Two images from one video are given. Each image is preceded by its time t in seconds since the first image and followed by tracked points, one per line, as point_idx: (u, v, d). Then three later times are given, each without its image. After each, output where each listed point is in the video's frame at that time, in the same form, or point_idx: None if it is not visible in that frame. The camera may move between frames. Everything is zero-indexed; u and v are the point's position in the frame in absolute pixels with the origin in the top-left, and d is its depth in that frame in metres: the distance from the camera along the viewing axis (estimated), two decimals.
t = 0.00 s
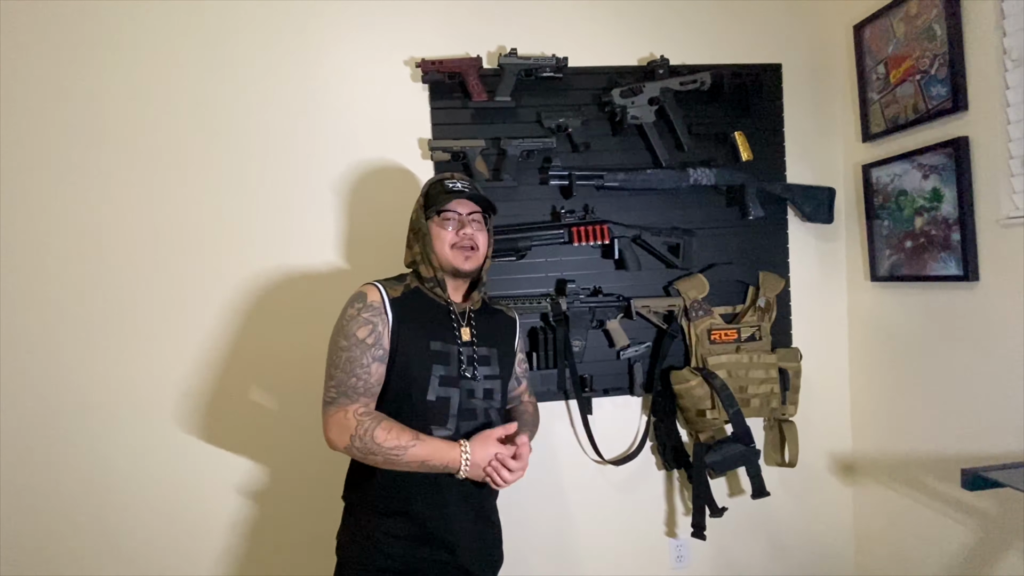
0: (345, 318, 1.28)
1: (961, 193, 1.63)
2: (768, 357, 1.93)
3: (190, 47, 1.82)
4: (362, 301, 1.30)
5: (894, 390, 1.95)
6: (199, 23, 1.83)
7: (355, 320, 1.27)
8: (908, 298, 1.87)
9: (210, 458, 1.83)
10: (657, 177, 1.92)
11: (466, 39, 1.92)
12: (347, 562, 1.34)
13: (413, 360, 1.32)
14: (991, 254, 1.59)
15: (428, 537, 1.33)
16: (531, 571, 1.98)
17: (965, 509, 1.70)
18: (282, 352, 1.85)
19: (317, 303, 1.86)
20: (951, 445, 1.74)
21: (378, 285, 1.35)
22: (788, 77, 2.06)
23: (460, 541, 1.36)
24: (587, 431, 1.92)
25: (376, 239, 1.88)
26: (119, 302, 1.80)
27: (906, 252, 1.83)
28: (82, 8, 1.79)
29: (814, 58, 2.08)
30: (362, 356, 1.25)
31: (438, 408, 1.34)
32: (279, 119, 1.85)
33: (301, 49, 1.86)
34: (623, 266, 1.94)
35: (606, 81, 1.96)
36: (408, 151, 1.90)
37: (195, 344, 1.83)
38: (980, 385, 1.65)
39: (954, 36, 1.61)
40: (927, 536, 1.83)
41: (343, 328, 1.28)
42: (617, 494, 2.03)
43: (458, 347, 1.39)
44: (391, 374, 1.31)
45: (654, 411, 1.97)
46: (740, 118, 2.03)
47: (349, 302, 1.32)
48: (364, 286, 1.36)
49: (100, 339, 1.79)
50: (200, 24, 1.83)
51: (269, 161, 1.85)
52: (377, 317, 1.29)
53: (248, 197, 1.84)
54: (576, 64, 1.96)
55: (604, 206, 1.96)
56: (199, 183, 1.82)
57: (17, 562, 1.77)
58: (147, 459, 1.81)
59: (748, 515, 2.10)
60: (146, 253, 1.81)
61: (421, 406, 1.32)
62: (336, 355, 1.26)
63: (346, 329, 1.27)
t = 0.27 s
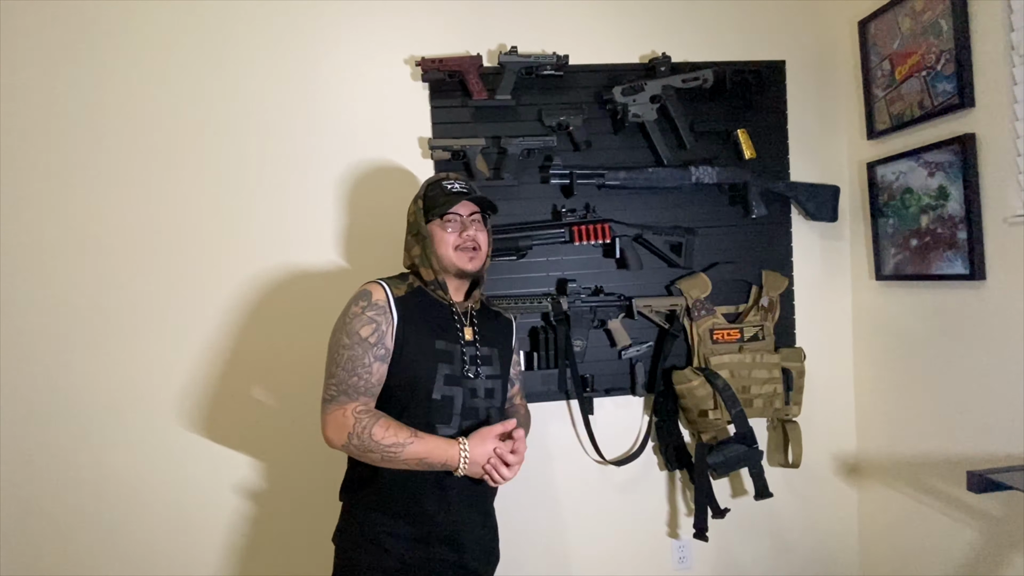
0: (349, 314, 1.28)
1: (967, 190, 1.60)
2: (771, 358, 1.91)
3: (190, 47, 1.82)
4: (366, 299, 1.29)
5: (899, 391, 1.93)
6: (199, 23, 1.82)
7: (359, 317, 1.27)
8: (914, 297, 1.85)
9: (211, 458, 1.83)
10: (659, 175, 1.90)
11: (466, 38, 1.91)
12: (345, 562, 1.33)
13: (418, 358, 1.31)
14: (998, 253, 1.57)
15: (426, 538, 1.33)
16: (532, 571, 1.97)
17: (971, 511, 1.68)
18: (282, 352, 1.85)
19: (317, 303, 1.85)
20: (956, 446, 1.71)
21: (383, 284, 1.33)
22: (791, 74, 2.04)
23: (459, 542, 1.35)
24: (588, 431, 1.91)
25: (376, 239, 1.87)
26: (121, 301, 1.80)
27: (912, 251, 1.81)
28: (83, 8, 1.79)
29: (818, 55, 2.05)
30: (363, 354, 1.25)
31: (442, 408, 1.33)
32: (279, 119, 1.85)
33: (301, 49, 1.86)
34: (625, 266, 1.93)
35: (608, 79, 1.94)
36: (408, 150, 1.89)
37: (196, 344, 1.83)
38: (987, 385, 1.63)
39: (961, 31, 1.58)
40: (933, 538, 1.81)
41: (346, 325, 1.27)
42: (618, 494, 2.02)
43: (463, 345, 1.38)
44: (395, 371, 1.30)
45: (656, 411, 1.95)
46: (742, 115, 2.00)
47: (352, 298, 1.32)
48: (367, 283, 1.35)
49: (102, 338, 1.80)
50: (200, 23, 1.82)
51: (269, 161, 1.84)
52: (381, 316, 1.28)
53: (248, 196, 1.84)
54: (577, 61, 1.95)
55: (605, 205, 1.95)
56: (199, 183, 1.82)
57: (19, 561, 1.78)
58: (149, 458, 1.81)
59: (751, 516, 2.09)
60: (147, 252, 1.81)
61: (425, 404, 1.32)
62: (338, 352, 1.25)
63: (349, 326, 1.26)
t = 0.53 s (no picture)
0: (345, 312, 1.26)
1: (974, 188, 1.58)
2: (774, 358, 1.89)
3: (189, 46, 1.82)
4: (364, 296, 1.27)
5: (905, 391, 1.90)
6: (198, 22, 1.82)
7: (357, 315, 1.25)
8: (920, 296, 1.82)
9: (211, 457, 1.83)
10: (661, 174, 1.88)
11: (466, 36, 1.90)
12: (342, 562, 1.32)
13: (416, 356, 1.30)
14: (1005, 252, 1.54)
15: (424, 538, 1.32)
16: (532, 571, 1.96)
17: (977, 513, 1.65)
18: (282, 351, 1.84)
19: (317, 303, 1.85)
20: (963, 448, 1.69)
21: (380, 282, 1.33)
22: (795, 71, 2.02)
23: (457, 542, 1.34)
24: (589, 431, 1.90)
25: (376, 237, 1.86)
26: (121, 300, 1.80)
27: (918, 250, 1.78)
28: (83, 7, 1.79)
29: (822, 52, 2.03)
30: (363, 353, 1.23)
31: (440, 407, 1.32)
32: (279, 118, 1.84)
33: (300, 48, 1.85)
34: (626, 264, 1.91)
35: (609, 76, 1.93)
36: (408, 149, 1.88)
37: (196, 343, 1.83)
38: (993, 386, 1.61)
39: (968, 26, 1.56)
40: (938, 541, 1.79)
41: (344, 324, 1.25)
42: (619, 495, 2.01)
43: (461, 344, 1.37)
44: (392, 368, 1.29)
45: (658, 411, 1.94)
46: (746, 113, 1.98)
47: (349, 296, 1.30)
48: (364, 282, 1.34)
49: (102, 337, 1.80)
50: (198, 23, 1.82)
51: (269, 160, 1.84)
52: (379, 313, 1.27)
53: (247, 195, 1.83)
54: (577, 59, 1.93)
55: (606, 203, 1.93)
56: (199, 182, 1.82)
57: (20, 559, 1.79)
58: (149, 457, 1.81)
59: (754, 518, 2.07)
60: (147, 251, 1.81)
61: (422, 403, 1.31)
62: (336, 352, 1.23)
63: (348, 324, 1.24)
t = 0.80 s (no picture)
0: (333, 319, 1.26)
1: (981, 187, 1.55)
2: (777, 359, 1.87)
3: (188, 45, 1.82)
4: (351, 303, 1.27)
5: (910, 393, 1.87)
6: (196, 22, 1.82)
7: (344, 322, 1.25)
8: (925, 297, 1.79)
9: (211, 457, 1.83)
10: (662, 172, 1.86)
11: (465, 34, 1.89)
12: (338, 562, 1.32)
13: (404, 356, 1.29)
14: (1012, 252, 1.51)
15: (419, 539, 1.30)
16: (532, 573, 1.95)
17: (983, 518, 1.62)
18: (281, 351, 1.84)
19: (315, 303, 1.85)
20: (969, 452, 1.66)
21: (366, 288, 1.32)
22: (799, 68, 1.99)
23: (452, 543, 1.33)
24: (588, 433, 1.88)
25: (374, 237, 1.86)
26: (121, 299, 1.81)
27: (923, 250, 1.76)
28: (83, 8, 1.80)
29: (826, 49, 2.00)
30: (353, 360, 1.24)
31: (430, 407, 1.31)
32: (277, 117, 1.84)
33: (298, 47, 1.85)
34: (627, 264, 1.89)
35: (609, 74, 1.91)
36: (407, 148, 1.87)
37: (195, 342, 1.83)
38: (1000, 389, 1.58)
39: (975, 22, 1.53)
40: (944, 546, 1.76)
41: (332, 332, 1.26)
42: (620, 497, 1.99)
43: (450, 342, 1.36)
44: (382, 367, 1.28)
45: (659, 413, 1.92)
46: (748, 111, 1.96)
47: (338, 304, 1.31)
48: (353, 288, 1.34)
49: (102, 336, 1.80)
50: (197, 22, 1.82)
51: (267, 160, 1.84)
52: (366, 318, 1.27)
53: (246, 195, 1.83)
54: (578, 57, 1.91)
55: (606, 202, 1.91)
56: (197, 182, 1.82)
57: (18, 558, 1.79)
58: (149, 456, 1.81)
59: (756, 521, 2.05)
60: (146, 251, 1.81)
61: (414, 402, 1.30)
62: (328, 360, 1.24)
63: (336, 333, 1.25)
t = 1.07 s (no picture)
0: (315, 316, 1.28)
1: (987, 187, 1.52)
2: (778, 361, 1.85)
3: (186, 44, 1.82)
4: (333, 303, 1.27)
5: (914, 396, 1.85)
6: (194, 21, 1.82)
7: (321, 319, 1.26)
8: (929, 298, 1.77)
9: (209, 456, 1.83)
10: (661, 172, 1.84)
11: (464, 32, 1.88)
12: (325, 565, 1.30)
13: (389, 360, 1.28)
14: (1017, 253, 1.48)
15: (411, 541, 1.30)
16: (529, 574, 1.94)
17: (987, 524, 1.59)
18: (279, 350, 1.84)
19: (313, 302, 1.84)
20: (973, 456, 1.63)
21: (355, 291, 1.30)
22: (801, 65, 1.96)
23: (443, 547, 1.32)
24: (586, 434, 1.87)
25: (372, 236, 1.85)
26: (121, 298, 1.82)
27: (927, 250, 1.73)
28: (82, 7, 1.80)
29: (830, 46, 1.97)
30: (315, 359, 1.23)
31: (416, 411, 1.31)
32: (275, 116, 1.84)
33: (296, 46, 1.84)
34: (626, 264, 1.88)
35: (609, 72, 1.89)
36: (405, 147, 1.86)
37: (194, 341, 1.83)
38: (1005, 393, 1.55)
39: (980, 19, 1.50)
40: (947, 551, 1.73)
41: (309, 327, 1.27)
42: (618, 499, 1.98)
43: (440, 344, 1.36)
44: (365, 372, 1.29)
45: (658, 414, 1.90)
46: (750, 109, 1.93)
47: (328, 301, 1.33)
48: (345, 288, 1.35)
49: (102, 335, 1.81)
50: (195, 21, 1.82)
51: (265, 159, 1.84)
52: (342, 321, 1.26)
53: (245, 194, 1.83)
54: (577, 55, 1.90)
55: (605, 202, 1.90)
56: (196, 181, 1.82)
57: (20, 554, 1.81)
58: (148, 454, 1.82)
59: (756, 524, 2.03)
60: (145, 250, 1.82)
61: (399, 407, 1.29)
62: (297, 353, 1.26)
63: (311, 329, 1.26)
